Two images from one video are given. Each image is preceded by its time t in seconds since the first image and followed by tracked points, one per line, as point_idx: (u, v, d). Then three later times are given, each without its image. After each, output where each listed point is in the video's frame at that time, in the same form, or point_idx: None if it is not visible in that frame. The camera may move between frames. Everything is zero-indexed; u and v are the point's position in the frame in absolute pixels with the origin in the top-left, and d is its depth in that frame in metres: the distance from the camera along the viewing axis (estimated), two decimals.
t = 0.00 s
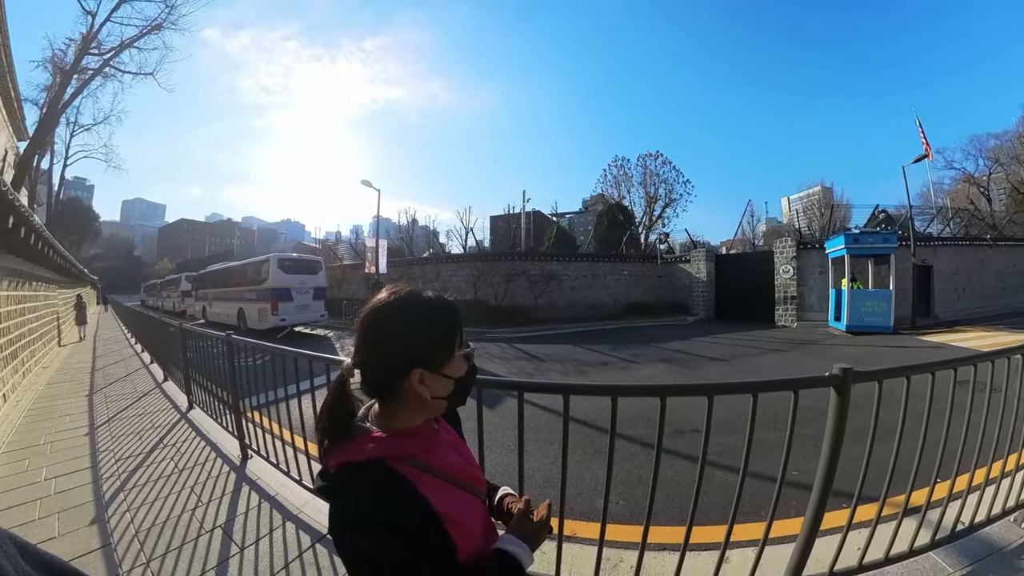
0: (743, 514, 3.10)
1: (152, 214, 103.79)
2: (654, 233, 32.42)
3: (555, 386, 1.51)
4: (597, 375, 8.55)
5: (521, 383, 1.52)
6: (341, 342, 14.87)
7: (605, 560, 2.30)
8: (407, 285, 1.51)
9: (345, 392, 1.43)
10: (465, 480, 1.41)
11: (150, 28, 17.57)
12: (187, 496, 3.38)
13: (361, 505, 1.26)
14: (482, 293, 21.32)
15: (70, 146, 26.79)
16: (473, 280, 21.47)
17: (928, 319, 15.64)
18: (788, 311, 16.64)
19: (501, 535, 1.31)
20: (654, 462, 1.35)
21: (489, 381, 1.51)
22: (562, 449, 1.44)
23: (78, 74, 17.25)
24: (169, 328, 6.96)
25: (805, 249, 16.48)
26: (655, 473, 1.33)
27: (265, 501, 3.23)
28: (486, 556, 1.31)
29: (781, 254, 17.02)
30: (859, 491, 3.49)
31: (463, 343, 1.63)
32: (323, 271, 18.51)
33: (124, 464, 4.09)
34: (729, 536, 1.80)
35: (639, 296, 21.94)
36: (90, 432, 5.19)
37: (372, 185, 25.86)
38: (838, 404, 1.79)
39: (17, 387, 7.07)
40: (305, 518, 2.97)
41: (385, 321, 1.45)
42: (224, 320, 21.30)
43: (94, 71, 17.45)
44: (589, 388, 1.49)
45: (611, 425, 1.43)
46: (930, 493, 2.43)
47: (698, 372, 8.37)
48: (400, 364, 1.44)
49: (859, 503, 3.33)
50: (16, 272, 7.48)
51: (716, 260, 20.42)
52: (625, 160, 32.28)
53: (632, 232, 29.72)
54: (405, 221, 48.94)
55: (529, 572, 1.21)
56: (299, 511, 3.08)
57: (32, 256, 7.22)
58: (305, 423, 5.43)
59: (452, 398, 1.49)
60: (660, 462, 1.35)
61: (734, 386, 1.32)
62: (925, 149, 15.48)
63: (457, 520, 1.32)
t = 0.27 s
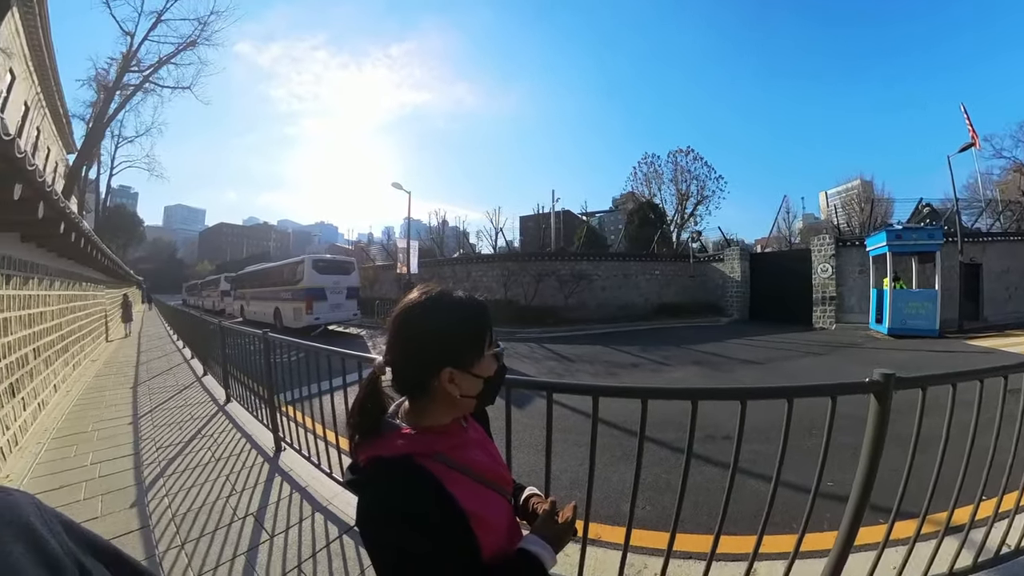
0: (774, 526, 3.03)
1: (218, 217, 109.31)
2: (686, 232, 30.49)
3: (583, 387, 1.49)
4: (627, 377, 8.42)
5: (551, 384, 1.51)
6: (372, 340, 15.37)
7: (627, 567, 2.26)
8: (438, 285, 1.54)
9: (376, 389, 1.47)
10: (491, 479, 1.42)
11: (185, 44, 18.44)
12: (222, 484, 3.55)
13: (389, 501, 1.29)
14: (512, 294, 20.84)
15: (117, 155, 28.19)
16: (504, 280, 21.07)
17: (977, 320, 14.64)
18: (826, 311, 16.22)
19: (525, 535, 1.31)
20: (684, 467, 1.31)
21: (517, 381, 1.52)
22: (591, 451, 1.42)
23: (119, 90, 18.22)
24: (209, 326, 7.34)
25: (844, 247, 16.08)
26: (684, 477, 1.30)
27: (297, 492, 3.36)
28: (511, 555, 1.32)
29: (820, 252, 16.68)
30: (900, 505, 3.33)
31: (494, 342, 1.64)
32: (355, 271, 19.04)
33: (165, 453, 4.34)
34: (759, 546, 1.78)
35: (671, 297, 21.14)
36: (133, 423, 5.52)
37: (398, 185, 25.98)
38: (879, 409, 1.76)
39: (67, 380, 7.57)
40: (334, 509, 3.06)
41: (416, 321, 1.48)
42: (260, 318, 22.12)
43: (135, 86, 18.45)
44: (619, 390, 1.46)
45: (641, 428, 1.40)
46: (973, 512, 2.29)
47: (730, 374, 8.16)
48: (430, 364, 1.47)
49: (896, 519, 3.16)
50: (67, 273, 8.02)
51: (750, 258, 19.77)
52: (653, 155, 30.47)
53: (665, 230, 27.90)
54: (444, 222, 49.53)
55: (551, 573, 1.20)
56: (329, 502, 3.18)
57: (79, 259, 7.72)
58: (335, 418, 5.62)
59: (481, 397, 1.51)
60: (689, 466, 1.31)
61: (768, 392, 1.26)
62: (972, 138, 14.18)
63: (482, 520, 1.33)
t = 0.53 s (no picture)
0: (806, 538, 2.97)
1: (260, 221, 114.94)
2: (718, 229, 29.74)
3: (612, 388, 1.47)
4: (658, 380, 8.29)
5: (582, 385, 1.50)
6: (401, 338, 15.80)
7: (652, 572, 2.26)
8: (469, 285, 1.56)
9: (406, 387, 1.50)
10: (518, 478, 1.42)
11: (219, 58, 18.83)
12: (256, 474, 3.70)
13: (416, 496, 1.31)
14: (542, 293, 20.95)
15: (160, 163, 29.52)
16: (533, 280, 21.21)
17: None
18: (867, 314, 15.20)
19: (549, 537, 1.30)
20: (714, 474, 1.27)
21: (546, 381, 1.51)
22: (619, 454, 1.39)
23: (157, 103, 19.00)
24: (246, 324, 7.68)
25: (886, 245, 15.01)
26: (714, 484, 1.26)
27: (326, 484, 3.46)
28: (535, 554, 1.32)
29: (860, 250, 15.60)
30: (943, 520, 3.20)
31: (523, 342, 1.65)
32: (388, 272, 19.48)
33: (204, 442, 4.58)
34: (789, 560, 1.75)
35: (704, 297, 20.93)
36: (174, 414, 5.85)
37: (428, 187, 26.35)
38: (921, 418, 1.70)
39: (113, 373, 8.08)
40: (361, 503, 3.13)
41: (446, 321, 1.50)
42: (296, 317, 22.84)
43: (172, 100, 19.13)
44: (648, 392, 1.43)
45: (670, 431, 1.36)
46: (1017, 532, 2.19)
47: (766, 377, 7.97)
48: (460, 363, 1.49)
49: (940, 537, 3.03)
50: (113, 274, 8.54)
51: (786, 257, 19.20)
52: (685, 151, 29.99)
53: (696, 228, 27.86)
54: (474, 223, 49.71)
55: None
56: (357, 495, 3.25)
57: (125, 261, 8.22)
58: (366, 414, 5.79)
59: (511, 396, 1.51)
60: (720, 472, 1.26)
61: (802, 397, 1.21)
62: None
63: (507, 518, 1.34)
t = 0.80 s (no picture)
0: (838, 552, 2.91)
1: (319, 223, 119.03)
2: (753, 227, 28.50)
3: (643, 389, 1.44)
4: (690, 383, 8.16)
5: (610, 386, 1.47)
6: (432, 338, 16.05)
7: None
8: (499, 285, 1.57)
9: (436, 385, 1.53)
10: (545, 479, 1.42)
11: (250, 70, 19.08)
12: (290, 466, 3.84)
13: (442, 492, 1.33)
14: (572, 294, 21.10)
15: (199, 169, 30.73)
16: (563, 281, 21.38)
17: None
18: (910, 316, 14.20)
19: (573, 540, 1.29)
20: (746, 482, 1.22)
21: (574, 381, 1.50)
22: (648, 458, 1.36)
23: (195, 114, 19.80)
24: (283, 323, 7.98)
25: (930, 241, 14.25)
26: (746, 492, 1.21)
27: (356, 478, 3.56)
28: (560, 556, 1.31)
29: (904, 247, 14.63)
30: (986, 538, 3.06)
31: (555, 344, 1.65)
32: (419, 272, 19.76)
33: (239, 434, 4.82)
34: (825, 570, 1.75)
35: (738, 297, 20.53)
36: (211, 406, 6.16)
37: (458, 188, 26.74)
38: (968, 429, 1.67)
39: (157, 368, 8.57)
40: (388, 498, 3.20)
41: (477, 321, 1.52)
42: (331, 316, 23.49)
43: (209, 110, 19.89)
44: (680, 393, 1.39)
45: (701, 436, 1.32)
46: None
47: (801, 382, 7.75)
48: (489, 362, 1.50)
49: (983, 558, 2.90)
50: (157, 275, 9.09)
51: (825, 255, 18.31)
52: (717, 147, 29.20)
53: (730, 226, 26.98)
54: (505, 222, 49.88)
55: None
56: (384, 490, 3.32)
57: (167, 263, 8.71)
58: (395, 411, 5.94)
59: (540, 397, 1.51)
60: (752, 479, 1.21)
61: (840, 403, 1.15)
62: None
63: (530, 518, 1.34)
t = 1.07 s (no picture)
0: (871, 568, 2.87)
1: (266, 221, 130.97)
2: (791, 224, 28.18)
3: (673, 391, 1.40)
4: (722, 387, 8.10)
5: (641, 388, 1.45)
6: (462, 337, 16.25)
7: None
8: (529, 285, 1.57)
9: (465, 384, 1.54)
10: (572, 480, 1.41)
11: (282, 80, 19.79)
12: (321, 459, 3.97)
13: (468, 489, 1.35)
14: (603, 293, 22.05)
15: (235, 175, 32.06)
16: (594, 280, 22.29)
17: None
18: (958, 318, 13.34)
19: (597, 544, 1.27)
20: (778, 492, 1.17)
21: (603, 382, 1.48)
22: (677, 463, 1.32)
23: (231, 124, 20.81)
24: (317, 322, 8.28)
25: (979, 236, 13.11)
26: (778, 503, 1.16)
27: (384, 473, 3.64)
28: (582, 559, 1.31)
29: (952, 243, 13.69)
30: None
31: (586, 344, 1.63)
32: (449, 272, 20.06)
33: (274, 427, 5.04)
34: None
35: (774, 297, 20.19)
36: (248, 400, 6.46)
37: (489, 190, 27.37)
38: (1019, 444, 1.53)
39: (197, 363, 9.05)
40: (416, 493, 3.26)
41: (508, 321, 1.52)
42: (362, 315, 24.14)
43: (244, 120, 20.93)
44: (711, 397, 1.34)
45: (732, 443, 1.26)
46: None
47: (838, 387, 7.59)
48: (518, 361, 1.51)
49: None
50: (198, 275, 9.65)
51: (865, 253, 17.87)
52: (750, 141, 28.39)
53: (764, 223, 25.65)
54: (538, 222, 50.04)
55: None
56: (412, 485, 3.39)
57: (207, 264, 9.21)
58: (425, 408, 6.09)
59: (569, 397, 1.50)
60: (785, 489, 1.16)
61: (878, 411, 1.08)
62: None
63: (554, 518, 1.34)
